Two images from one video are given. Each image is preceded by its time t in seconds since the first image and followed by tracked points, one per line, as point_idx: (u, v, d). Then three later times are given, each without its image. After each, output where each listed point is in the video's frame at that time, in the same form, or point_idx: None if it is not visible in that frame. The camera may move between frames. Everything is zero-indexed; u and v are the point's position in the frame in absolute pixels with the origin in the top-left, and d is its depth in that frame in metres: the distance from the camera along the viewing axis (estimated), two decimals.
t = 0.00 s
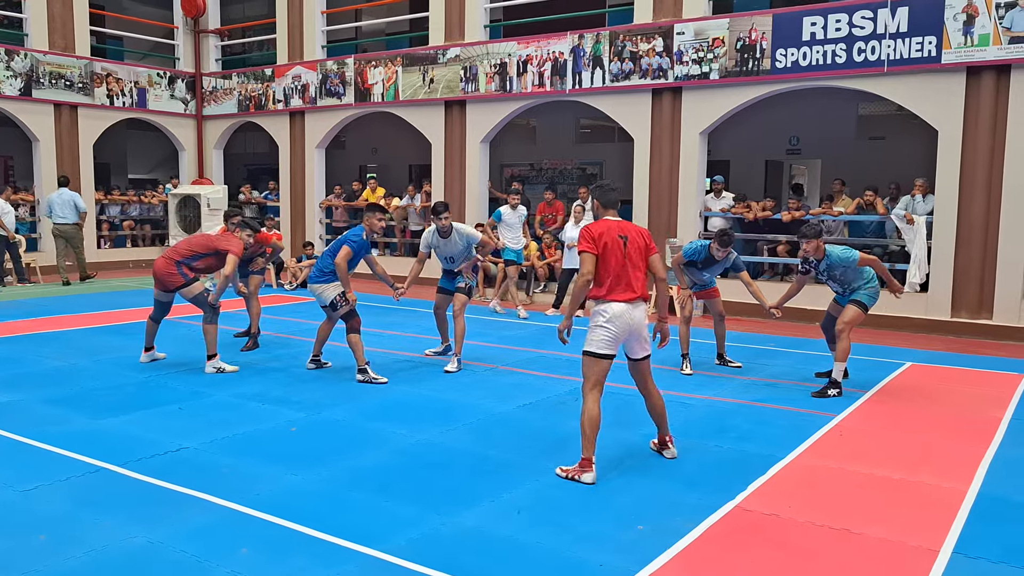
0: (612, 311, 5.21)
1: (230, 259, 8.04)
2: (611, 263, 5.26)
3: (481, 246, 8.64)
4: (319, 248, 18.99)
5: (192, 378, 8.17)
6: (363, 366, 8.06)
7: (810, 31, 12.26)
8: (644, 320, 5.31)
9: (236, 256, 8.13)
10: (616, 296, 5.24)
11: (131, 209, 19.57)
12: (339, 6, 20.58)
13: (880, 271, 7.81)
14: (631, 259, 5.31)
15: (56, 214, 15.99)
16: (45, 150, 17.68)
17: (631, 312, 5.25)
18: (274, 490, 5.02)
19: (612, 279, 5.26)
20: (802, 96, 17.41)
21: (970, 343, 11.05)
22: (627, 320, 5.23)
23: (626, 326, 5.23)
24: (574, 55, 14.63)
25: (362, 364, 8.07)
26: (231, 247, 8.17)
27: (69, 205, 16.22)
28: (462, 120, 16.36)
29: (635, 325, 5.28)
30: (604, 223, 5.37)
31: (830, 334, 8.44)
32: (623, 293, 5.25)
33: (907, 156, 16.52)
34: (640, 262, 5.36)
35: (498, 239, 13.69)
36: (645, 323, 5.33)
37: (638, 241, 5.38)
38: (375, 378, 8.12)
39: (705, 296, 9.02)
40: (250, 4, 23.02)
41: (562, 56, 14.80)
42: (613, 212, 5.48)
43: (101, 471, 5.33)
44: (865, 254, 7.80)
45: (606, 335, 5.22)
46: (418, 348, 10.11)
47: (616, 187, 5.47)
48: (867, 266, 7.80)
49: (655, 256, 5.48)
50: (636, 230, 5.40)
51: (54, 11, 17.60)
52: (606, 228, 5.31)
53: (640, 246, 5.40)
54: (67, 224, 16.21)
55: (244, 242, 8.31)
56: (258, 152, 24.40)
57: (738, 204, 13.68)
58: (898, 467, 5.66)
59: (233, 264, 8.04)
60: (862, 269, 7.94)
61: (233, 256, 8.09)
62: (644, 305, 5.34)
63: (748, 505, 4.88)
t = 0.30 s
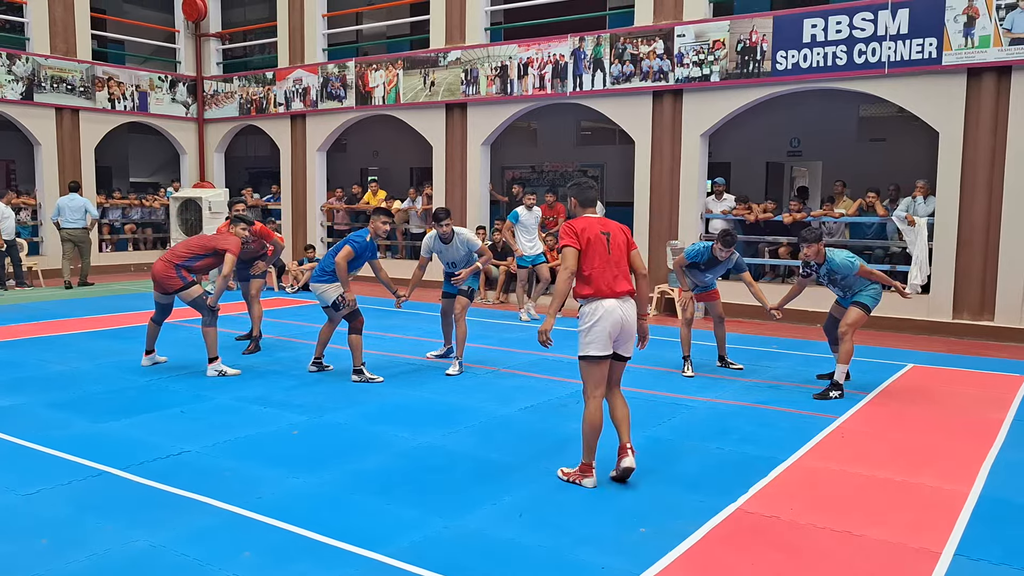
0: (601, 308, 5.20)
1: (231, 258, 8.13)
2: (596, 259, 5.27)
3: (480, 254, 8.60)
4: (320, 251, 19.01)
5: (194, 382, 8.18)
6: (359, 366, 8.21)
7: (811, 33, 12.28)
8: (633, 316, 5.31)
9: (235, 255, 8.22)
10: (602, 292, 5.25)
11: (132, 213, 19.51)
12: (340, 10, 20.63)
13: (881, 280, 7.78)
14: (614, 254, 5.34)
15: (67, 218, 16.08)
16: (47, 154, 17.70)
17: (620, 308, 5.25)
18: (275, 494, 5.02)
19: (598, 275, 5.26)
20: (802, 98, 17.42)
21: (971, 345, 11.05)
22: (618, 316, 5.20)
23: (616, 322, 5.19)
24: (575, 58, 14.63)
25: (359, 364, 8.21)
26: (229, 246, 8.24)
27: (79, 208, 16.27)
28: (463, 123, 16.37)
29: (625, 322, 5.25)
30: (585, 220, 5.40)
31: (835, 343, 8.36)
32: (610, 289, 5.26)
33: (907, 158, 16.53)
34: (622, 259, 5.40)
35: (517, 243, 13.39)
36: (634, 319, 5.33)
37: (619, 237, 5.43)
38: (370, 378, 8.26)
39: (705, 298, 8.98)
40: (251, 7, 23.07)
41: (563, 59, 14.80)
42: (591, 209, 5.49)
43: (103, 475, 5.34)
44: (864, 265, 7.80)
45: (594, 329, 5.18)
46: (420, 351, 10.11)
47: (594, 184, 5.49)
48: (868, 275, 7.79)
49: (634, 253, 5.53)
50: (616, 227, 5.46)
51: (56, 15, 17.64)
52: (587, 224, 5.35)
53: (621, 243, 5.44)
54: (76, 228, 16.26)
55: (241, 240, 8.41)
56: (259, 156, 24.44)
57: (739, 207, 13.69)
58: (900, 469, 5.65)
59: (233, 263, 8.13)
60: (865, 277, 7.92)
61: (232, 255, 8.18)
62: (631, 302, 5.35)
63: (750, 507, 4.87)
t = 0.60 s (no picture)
0: (597, 309, 5.21)
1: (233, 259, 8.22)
2: (591, 261, 5.28)
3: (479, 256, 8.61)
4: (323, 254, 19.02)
5: (196, 384, 8.18)
6: (361, 369, 8.20)
7: (812, 34, 12.28)
8: (628, 316, 5.33)
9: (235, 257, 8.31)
10: (598, 294, 5.25)
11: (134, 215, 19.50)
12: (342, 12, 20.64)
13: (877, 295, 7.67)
14: (610, 257, 5.34)
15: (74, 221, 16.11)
16: (49, 157, 17.72)
17: (616, 310, 5.26)
18: (277, 496, 5.02)
19: (594, 277, 5.26)
20: (804, 99, 17.41)
21: (974, 346, 11.03)
22: (613, 316, 5.22)
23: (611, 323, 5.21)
24: (576, 59, 14.62)
25: (361, 368, 8.20)
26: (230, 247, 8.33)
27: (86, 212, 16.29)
28: (465, 126, 16.37)
29: (620, 322, 5.27)
30: (582, 223, 5.41)
31: (835, 341, 8.40)
32: (606, 290, 5.26)
33: (910, 159, 16.52)
34: (619, 261, 5.39)
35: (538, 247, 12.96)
36: (629, 319, 5.35)
37: (616, 239, 5.42)
38: (372, 381, 8.26)
39: (709, 300, 8.97)
40: (253, 10, 23.12)
41: (564, 61, 14.79)
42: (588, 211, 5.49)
43: (105, 477, 5.34)
44: (865, 269, 7.71)
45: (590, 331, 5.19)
46: (421, 353, 10.11)
47: (591, 185, 5.46)
48: (866, 280, 7.73)
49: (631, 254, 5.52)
50: (613, 229, 5.45)
51: (58, 18, 17.67)
52: (583, 226, 5.35)
53: (618, 244, 5.44)
54: (83, 231, 16.31)
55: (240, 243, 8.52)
56: (261, 158, 24.47)
57: (741, 208, 13.70)
58: (903, 471, 5.64)
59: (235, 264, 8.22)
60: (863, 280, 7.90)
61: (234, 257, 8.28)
62: (626, 302, 5.36)
63: (752, 509, 4.87)
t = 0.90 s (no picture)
0: (601, 318, 5.27)
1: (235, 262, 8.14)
2: (595, 273, 5.31)
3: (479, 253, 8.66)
4: (325, 255, 19.05)
5: (199, 386, 8.19)
6: (364, 371, 8.21)
7: (814, 35, 12.26)
8: (632, 323, 5.37)
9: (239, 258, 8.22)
10: (602, 303, 5.28)
11: (137, 217, 19.51)
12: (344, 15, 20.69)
13: (879, 296, 7.64)
14: (615, 269, 5.36)
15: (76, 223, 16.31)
16: (52, 159, 17.76)
17: (620, 319, 5.31)
18: (279, 498, 5.02)
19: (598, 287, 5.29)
20: (805, 101, 17.42)
21: (977, 348, 11.01)
22: (615, 323, 5.28)
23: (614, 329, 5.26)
24: (578, 61, 14.62)
25: (363, 370, 8.21)
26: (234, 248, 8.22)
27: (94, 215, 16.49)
28: (467, 128, 16.37)
29: (623, 329, 5.32)
30: (587, 237, 5.46)
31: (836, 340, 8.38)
32: (610, 299, 5.28)
33: (912, 161, 16.51)
34: (625, 272, 5.40)
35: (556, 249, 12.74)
36: (633, 326, 5.38)
37: (621, 252, 5.45)
38: (375, 383, 8.25)
39: (712, 301, 8.92)
40: (256, 12, 23.16)
41: (566, 62, 14.79)
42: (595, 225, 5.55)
43: (107, 479, 5.34)
44: (867, 268, 7.69)
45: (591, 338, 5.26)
46: (423, 355, 10.12)
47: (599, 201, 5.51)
48: (868, 280, 7.72)
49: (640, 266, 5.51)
50: (619, 242, 5.47)
51: (61, 21, 17.71)
52: (587, 241, 5.41)
53: (624, 256, 5.45)
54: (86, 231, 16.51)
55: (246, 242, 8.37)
56: (263, 160, 24.51)
57: (743, 210, 13.71)
58: (906, 473, 5.63)
59: (237, 266, 8.15)
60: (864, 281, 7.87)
61: (237, 258, 8.18)
62: (632, 312, 5.39)
63: (755, 511, 4.86)
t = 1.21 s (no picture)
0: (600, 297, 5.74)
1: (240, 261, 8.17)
2: (595, 257, 5.82)
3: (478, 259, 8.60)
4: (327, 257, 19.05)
5: (201, 387, 8.20)
6: (348, 372, 8.21)
7: (817, 36, 12.25)
8: (630, 302, 5.80)
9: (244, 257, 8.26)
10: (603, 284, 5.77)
11: (139, 219, 19.58)
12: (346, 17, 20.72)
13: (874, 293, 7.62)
14: (615, 253, 5.85)
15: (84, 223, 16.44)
16: (55, 161, 17.80)
17: (619, 298, 5.77)
18: (282, 499, 5.02)
19: (596, 269, 5.81)
20: (808, 103, 17.42)
21: (980, 349, 10.99)
22: (613, 302, 5.72)
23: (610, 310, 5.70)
24: (581, 62, 14.63)
25: (348, 371, 8.20)
26: (239, 247, 8.27)
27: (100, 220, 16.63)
28: (469, 129, 16.38)
29: (621, 308, 5.76)
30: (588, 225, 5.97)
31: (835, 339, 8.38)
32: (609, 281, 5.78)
33: (914, 162, 16.49)
34: (624, 256, 5.90)
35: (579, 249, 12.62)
36: (632, 305, 5.81)
37: (621, 238, 5.95)
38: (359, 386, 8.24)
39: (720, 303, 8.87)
40: (259, 14, 23.21)
41: (568, 64, 14.80)
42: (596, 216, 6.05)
43: (110, 480, 5.35)
44: (866, 268, 7.64)
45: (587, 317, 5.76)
46: (425, 356, 10.12)
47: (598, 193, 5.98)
48: (865, 280, 7.69)
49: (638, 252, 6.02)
50: (618, 229, 5.98)
51: (64, 23, 17.75)
52: (588, 228, 5.91)
53: (623, 243, 5.95)
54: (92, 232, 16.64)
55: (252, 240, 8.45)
56: (266, 162, 24.54)
57: (746, 211, 13.69)
58: (908, 474, 5.62)
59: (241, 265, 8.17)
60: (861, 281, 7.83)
61: (241, 257, 8.21)
62: (631, 291, 5.84)
63: (757, 512, 4.86)
